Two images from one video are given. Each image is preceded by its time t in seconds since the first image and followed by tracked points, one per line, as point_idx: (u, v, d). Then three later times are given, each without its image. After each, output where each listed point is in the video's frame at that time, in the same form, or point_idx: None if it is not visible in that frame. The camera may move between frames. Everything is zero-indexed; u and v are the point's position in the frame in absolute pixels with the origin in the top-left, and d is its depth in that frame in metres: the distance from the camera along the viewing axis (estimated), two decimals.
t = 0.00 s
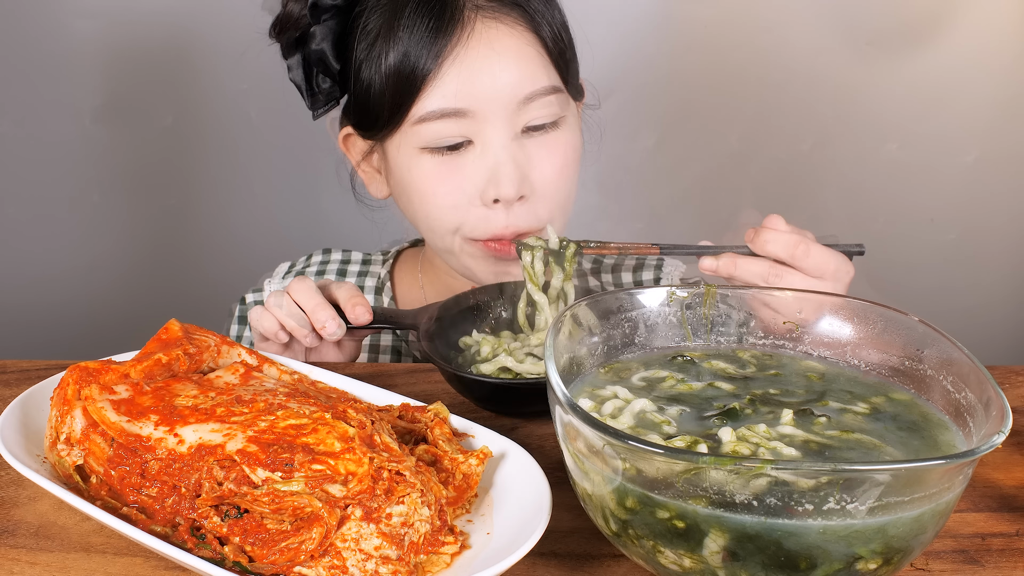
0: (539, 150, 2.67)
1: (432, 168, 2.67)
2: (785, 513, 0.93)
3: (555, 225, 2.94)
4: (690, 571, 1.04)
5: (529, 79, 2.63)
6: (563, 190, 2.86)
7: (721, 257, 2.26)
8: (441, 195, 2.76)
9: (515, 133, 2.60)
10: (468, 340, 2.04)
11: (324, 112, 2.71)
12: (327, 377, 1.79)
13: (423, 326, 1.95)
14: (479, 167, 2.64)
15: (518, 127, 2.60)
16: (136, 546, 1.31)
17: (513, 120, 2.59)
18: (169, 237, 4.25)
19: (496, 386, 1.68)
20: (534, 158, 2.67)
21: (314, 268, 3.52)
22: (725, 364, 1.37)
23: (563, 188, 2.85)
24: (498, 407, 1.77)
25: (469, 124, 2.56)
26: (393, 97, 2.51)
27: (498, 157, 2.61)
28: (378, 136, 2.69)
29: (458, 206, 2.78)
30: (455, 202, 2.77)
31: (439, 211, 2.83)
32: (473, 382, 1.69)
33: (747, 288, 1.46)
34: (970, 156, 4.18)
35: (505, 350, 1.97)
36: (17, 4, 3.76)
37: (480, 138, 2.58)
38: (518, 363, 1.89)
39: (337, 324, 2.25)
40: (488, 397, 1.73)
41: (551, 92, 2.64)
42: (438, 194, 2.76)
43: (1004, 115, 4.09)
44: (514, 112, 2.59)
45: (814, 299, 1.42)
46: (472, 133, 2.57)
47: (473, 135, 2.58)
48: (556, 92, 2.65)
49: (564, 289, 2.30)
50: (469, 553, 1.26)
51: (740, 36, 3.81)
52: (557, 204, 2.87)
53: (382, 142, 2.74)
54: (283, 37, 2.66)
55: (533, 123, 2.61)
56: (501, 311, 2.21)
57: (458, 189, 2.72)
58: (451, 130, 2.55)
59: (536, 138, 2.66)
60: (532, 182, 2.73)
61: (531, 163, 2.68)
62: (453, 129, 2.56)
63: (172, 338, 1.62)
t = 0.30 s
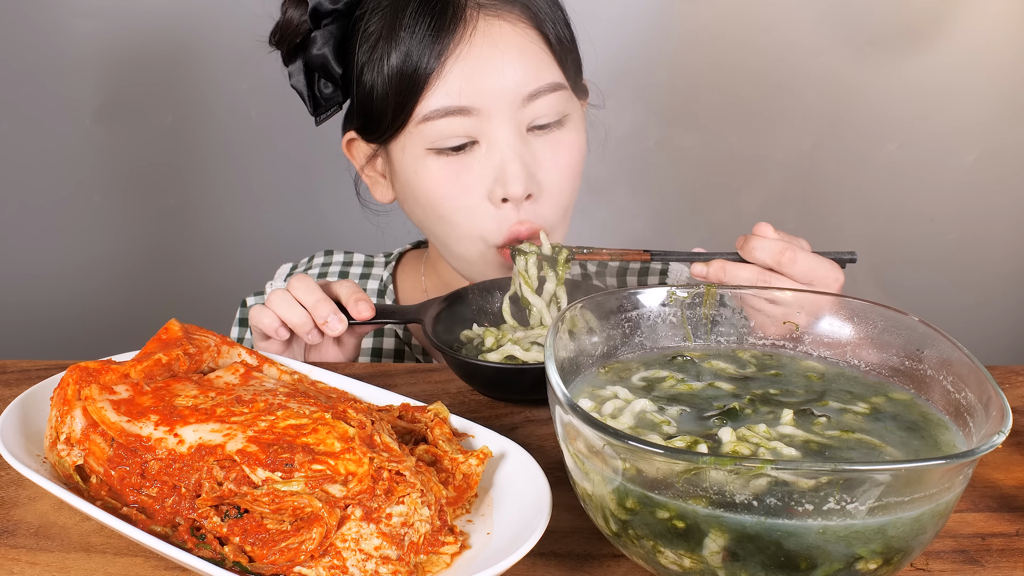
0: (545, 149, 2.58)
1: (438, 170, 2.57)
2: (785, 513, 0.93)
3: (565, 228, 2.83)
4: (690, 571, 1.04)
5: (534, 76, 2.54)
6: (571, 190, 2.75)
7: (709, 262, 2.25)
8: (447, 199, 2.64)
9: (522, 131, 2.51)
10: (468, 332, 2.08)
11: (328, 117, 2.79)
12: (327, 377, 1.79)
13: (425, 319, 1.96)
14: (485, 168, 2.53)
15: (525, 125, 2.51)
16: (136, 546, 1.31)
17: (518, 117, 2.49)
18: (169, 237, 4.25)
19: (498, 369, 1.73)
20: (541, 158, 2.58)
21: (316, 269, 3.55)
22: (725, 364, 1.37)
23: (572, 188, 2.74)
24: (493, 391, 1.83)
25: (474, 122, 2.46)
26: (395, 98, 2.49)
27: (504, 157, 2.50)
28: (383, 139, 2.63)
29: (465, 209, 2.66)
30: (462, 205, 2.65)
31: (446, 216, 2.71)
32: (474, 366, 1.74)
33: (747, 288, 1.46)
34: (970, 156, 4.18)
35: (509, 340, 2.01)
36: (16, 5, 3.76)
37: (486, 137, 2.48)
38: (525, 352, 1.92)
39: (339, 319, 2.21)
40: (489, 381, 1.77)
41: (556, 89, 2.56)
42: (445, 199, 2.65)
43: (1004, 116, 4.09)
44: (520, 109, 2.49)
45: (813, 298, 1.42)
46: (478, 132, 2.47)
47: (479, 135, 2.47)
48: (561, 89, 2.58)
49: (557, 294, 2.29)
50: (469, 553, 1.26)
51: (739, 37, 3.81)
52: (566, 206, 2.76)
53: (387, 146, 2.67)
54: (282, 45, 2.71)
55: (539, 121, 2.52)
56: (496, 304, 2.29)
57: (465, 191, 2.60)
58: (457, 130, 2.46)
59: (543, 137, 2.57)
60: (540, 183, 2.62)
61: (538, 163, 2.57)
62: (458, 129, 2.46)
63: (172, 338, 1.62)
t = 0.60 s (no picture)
0: (547, 151, 2.57)
1: (439, 171, 2.57)
2: (786, 513, 0.93)
3: (566, 230, 2.82)
4: (690, 571, 1.04)
5: (536, 78, 2.53)
6: (572, 192, 2.75)
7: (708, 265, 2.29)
8: (447, 201, 2.64)
9: (524, 133, 2.50)
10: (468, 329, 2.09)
11: (328, 117, 2.80)
12: (327, 377, 1.79)
13: (426, 316, 1.97)
14: (486, 170, 2.53)
15: (527, 127, 2.51)
16: (135, 546, 1.31)
17: (520, 119, 2.48)
18: (170, 237, 4.25)
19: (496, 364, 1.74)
20: (542, 160, 2.57)
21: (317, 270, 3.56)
22: (725, 364, 1.37)
23: (573, 190, 2.74)
24: (496, 388, 1.83)
25: (475, 125, 2.46)
26: (396, 99, 2.49)
27: (505, 159, 2.50)
28: (384, 140, 2.62)
29: (465, 211, 2.66)
30: (462, 207, 2.64)
31: (446, 218, 2.71)
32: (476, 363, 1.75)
33: (747, 287, 1.46)
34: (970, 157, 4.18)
35: (511, 336, 2.03)
36: (16, 5, 3.76)
37: (487, 139, 2.48)
38: (528, 347, 1.94)
39: (340, 315, 2.22)
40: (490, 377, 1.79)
41: (558, 91, 2.56)
42: (445, 200, 2.64)
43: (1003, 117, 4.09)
44: (522, 111, 2.48)
45: (814, 298, 1.42)
46: (480, 134, 2.47)
47: (481, 137, 2.47)
48: (563, 91, 2.58)
49: (559, 300, 2.25)
50: (469, 553, 1.26)
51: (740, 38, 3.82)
52: (567, 208, 2.76)
53: (388, 147, 2.67)
54: (284, 45, 2.73)
55: (541, 124, 2.52)
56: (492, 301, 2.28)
57: (465, 193, 2.60)
58: (458, 132, 2.46)
59: (545, 139, 2.57)
60: (542, 185, 2.62)
61: (540, 165, 2.57)
62: (459, 131, 2.46)
63: (172, 338, 1.62)
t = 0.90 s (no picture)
0: (549, 149, 2.58)
1: (441, 172, 2.57)
2: (786, 513, 0.93)
3: (569, 229, 2.82)
4: (690, 572, 1.04)
5: (537, 76, 2.54)
6: (576, 190, 2.75)
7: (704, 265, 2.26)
8: (449, 201, 2.65)
9: (525, 131, 2.52)
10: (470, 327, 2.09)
11: (329, 120, 2.78)
12: (327, 377, 1.79)
13: (428, 315, 1.96)
14: (488, 169, 2.53)
15: (528, 125, 2.52)
16: (136, 546, 1.31)
17: (521, 117, 2.50)
18: (170, 237, 4.25)
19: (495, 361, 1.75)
20: (544, 158, 2.58)
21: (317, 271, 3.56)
22: (725, 364, 1.37)
23: (577, 188, 2.75)
24: (500, 386, 1.84)
25: (477, 124, 2.47)
26: (397, 100, 2.48)
27: (507, 157, 2.51)
28: (385, 141, 2.62)
29: (467, 210, 2.66)
30: (464, 206, 2.65)
31: (449, 218, 2.71)
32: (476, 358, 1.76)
33: (747, 288, 1.46)
34: (970, 157, 4.18)
35: (512, 335, 2.02)
36: (16, 5, 3.76)
37: (489, 138, 2.49)
38: (529, 345, 1.93)
39: (340, 313, 2.22)
40: (490, 373, 1.79)
41: (559, 90, 2.57)
42: (448, 201, 2.65)
43: (1002, 116, 4.09)
44: (523, 109, 2.50)
45: (813, 298, 1.42)
46: (481, 133, 2.48)
47: (482, 136, 2.48)
48: (564, 89, 2.59)
49: (558, 296, 2.28)
50: (469, 553, 1.26)
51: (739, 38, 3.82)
52: (570, 207, 2.76)
53: (389, 149, 2.67)
54: (284, 49, 2.70)
55: (542, 122, 2.53)
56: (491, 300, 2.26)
57: (467, 193, 2.60)
58: (460, 131, 2.47)
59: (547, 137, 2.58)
60: (544, 183, 2.62)
61: (543, 162, 2.58)
62: (460, 131, 2.47)
63: (172, 338, 1.62)
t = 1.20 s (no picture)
0: (560, 153, 2.58)
1: (453, 177, 2.57)
2: (785, 513, 0.93)
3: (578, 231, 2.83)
4: (690, 571, 1.04)
5: (547, 80, 2.55)
6: (587, 192, 2.76)
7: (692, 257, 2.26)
8: (462, 207, 2.64)
9: (536, 135, 2.52)
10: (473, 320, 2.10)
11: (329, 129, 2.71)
12: (327, 377, 1.79)
13: (432, 309, 1.96)
14: (500, 174, 2.54)
15: (538, 130, 2.52)
16: (135, 546, 1.31)
17: (532, 121, 2.50)
18: (169, 237, 4.25)
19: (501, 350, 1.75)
20: (555, 162, 2.58)
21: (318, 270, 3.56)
22: (725, 364, 1.37)
23: (588, 190, 2.75)
24: (503, 374, 1.85)
25: (488, 128, 2.49)
26: (406, 106, 2.48)
27: (519, 161, 2.51)
28: (394, 148, 2.62)
29: (479, 217, 2.66)
30: (477, 212, 2.65)
31: (459, 224, 2.71)
32: (483, 347, 1.76)
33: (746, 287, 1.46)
34: (969, 156, 4.18)
35: (516, 327, 2.04)
36: (16, 5, 3.76)
37: (500, 142, 2.50)
38: (535, 336, 1.98)
39: (343, 310, 2.21)
40: (497, 362, 1.80)
41: (569, 94, 2.57)
42: (458, 206, 2.65)
43: (1002, 116, 4.09)
44: (534, 112, 2.51)
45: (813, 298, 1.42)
46: (493, 138, 2.49)
47: (494, 140, 2.49)
48: (574, 93, 2.59)
49: (547, 271, 2.50)
50: (469, 553, 1.26)
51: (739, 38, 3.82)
52: (578, 210, 2.77)
53: (397, 156, 2.67)
54: (281, 58, 2.66)
55: (554, 125, 2.54)
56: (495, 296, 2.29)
57: (478, 198, 2.61)
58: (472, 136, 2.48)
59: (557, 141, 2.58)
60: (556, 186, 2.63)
61: (555, 166, 2.58)
62: (472, 136, 2.49)
63: (172, 338, 1.62)
